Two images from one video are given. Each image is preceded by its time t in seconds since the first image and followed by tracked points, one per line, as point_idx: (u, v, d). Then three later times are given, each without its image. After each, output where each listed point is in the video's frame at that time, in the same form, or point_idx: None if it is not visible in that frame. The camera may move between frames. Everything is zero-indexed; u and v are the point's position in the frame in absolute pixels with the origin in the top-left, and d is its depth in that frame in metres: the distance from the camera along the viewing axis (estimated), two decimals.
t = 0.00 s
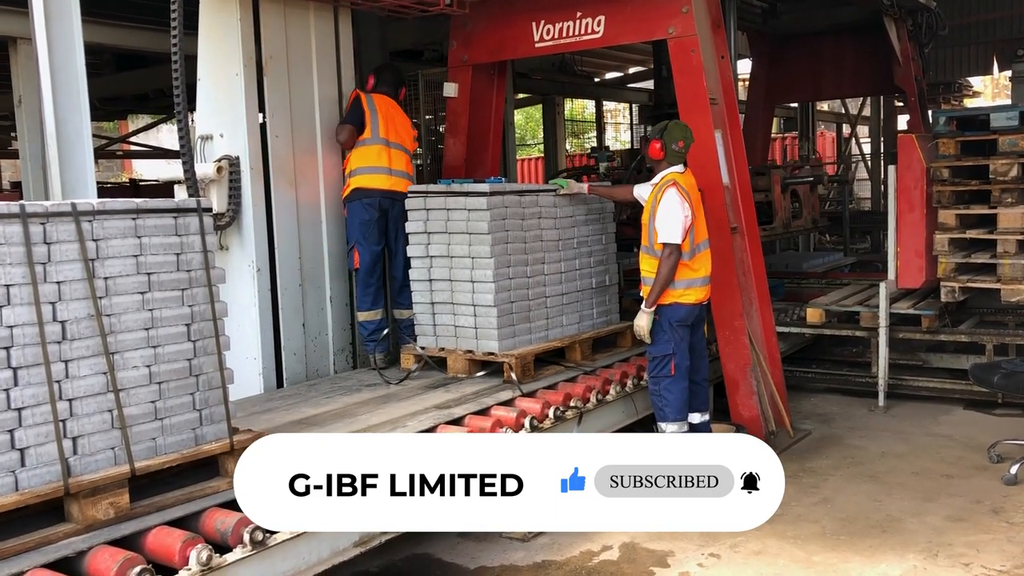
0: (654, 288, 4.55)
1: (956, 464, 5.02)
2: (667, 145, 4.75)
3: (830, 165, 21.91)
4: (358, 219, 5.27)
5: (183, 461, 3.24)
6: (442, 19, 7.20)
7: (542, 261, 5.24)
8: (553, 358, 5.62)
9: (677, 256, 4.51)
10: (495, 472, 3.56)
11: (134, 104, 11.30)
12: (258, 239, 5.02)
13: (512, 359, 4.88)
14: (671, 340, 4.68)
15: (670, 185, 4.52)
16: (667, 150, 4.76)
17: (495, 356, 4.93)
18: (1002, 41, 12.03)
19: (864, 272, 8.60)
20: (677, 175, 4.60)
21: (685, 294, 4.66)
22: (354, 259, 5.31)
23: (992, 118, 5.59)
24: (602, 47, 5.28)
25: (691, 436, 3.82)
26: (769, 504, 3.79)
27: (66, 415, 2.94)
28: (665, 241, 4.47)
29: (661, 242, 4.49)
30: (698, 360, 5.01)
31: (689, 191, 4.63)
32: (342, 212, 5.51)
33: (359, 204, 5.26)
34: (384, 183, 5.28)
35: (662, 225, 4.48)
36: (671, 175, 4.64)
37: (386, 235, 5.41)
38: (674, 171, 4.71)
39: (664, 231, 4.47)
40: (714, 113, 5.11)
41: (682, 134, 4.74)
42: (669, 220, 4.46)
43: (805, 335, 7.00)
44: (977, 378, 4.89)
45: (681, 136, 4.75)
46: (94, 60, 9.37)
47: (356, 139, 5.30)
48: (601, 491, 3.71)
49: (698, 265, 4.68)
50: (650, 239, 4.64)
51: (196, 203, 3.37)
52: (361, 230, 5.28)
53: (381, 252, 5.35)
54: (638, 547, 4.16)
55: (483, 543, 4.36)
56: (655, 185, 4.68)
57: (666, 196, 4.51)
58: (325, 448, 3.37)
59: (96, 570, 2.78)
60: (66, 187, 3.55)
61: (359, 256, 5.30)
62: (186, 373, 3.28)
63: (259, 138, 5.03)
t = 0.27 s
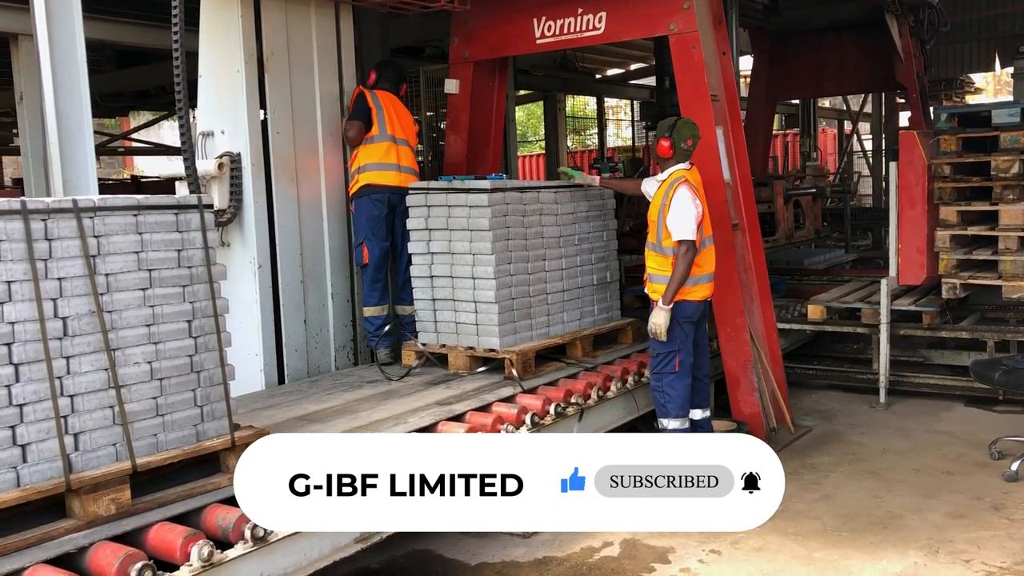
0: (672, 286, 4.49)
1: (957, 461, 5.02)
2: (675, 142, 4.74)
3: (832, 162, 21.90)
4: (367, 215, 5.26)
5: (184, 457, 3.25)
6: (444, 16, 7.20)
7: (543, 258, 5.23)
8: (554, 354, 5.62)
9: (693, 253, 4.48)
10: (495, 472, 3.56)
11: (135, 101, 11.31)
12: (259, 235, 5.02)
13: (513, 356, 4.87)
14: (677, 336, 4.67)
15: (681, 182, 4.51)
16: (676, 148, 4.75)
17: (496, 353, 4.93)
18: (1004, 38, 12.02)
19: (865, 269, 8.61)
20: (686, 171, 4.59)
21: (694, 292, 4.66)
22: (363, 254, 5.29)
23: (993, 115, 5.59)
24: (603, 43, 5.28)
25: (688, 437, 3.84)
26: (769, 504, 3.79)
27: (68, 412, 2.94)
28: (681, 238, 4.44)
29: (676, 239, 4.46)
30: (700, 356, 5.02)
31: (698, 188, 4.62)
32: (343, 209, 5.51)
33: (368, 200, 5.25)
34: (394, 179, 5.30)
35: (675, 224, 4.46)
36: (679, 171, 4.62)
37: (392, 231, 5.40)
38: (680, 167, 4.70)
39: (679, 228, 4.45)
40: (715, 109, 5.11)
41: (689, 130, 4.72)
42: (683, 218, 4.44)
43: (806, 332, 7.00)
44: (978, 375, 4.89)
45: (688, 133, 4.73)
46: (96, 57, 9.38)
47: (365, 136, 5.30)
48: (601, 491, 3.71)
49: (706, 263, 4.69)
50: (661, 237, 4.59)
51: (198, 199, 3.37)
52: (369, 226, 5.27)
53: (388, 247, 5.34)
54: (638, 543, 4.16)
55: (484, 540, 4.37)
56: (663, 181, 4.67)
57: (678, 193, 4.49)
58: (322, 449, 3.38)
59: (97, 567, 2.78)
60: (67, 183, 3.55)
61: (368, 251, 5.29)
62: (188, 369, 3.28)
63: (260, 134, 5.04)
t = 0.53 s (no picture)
0: (690, 281, 4.47)
1: (958, 458, 5.02)
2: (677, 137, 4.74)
3: (833, 159, 21.88)
4: (371, 212, 5.27)
5: (185, 454, 3.25)
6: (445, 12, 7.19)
7: (544, 255, 5.23)
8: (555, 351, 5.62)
9: (706, 244, 4.48)
10: (495, 472, 3.56)
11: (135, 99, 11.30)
12: (260, 232, 5.03)
13: (515, 353, 4.87)
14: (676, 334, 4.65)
15: (685, 177, 4.52)
16: (679, 144, 4.74)
17: (497, 350, 4.93)
18: (1006, 35, 11.99)
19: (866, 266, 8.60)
20: (687, 166, 4.62)
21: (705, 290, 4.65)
22: (366, 250, 5.29)
23: (995, 112, 5.58)
24: (604, 40, 5.27)
25: (690, 436, 3.79)
26: (769, 505, 3.77)
27: (68, 409, 2.94)
28: (692, 231, 4.44)
29: (686, 232, 4.45)
30: (701, 353, 5.01)
31: (701, 182, 4.64)
32: (345, 207, 5.52)
33: (372, 197, 5.26)
34: (397, 177, 5.30)
35: (683, 219, 4.46)
36: (683, 167, 4.62)
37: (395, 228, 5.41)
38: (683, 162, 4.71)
39: (688, 221, 4.45)
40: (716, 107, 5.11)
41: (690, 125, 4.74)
42: (691, 211, 4.44)
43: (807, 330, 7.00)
44: (979, 372, 4.89)
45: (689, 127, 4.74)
46: (96, 54, 9.37)
47: (368, 134, 5.30)
48: (601, 491, 3.71)
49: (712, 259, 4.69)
50: (668, 231, 4.58)
51: (198, 196, 3.37)
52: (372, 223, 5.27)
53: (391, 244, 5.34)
54: (639, 541, 4.17)
55: (484, 536, 4.37)
56: (666, 178, 4.67)
57: (682, 188, 4.49)
58: (322, 448, 3.35)
59: (98, 564, 2.79)
60: (68, 179, 3.55)
61: (371, 248, 5.28)
62: (189, 366, 3.28)
63: (261, 132, 5.03)
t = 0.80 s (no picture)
0: (682, 281, 4.47)
1: (958, 458, 5.02)
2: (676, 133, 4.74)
3: (834, 158, 21.87)
4: (371, 212, 5.27)
5: (185, 454, 3.25)
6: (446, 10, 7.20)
7: (544, 254, 5.23)
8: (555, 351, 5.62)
9: (702, 245, 4.46)
10: (495, 472, 3.56)
11: (135, 98, 11.30)
12: (260, 232, 5.02)
13: (515, 353, 4.87)
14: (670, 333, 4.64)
15: (687, 176, 4.51)
16: (679, 141, 4.73)
17: (497, 350, 4.93)
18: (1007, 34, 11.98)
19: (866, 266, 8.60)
20: (692, 166, 4.61)
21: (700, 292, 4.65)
22: (367, 250, 5.29)
23: (995, 111, 5.59)
24: (604, 40, 5.27)
25: (690, 436, 3.83)
26: (769, 505, 3.75)
27: (68, 408, 2.94)
28: (688, 230, 4.43)
29: (684, 231, 4.45)
30: (698, 352, 5.01)
31: (704, 183, 4.63)
32: (345, 207, 5.52)
33: (372, 197, 5.26)
34: (398, 176, 5.30)
35: (682, 216, 4.44)
36: (685, 166, 4.62)
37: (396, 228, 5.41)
38: (692, 162, 4.71)
39: (685, 220, 4.44)
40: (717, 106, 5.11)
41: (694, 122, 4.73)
42: (689, 210, 4.43)
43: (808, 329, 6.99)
44: (979, 372, 4.89)
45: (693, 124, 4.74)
46: (97, 53, 9.37)
47: (369, 134, 5.30)
48: (601, 491, 3.71)
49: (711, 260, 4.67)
50: (667, 229, 4.57)
51: (199, 196, 3.37)
52: (373, 223, 5.27)
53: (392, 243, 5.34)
54: (639, 540, 4.17)
55: (485, 536, 4.37)
56: (669, 177, 4.67)
57: (683, 186, 4.49)
58: (323, 447, 3.37)
59: (98, 563, 2.79)
60: (68, 178, 3.55)
61: (372, 248, 5.29)
62: (189, 366, 3.28)
63: (261, 131, 5.03)
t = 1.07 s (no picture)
0: (664, 278, 4.50)
1: (957, 459, 5.01)
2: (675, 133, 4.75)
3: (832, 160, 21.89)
4: (369, 213, 5.26)
5: (184, 456, 3.24)
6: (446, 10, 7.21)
7: (542, 255, 5.23)
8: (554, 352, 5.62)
9: (692, 245, 4.45)
10: (495, 472, 3.55)
11: (133, 100, 11.29)
12: (258, 233, 5.02)
13: (514, 354, 4.86)
14: (668, 335, 4.67)
15: (683, 176, 4.51)
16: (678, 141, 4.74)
17: (496, 351, 4.93)
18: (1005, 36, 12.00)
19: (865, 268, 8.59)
20: (690, 168, 4.60)
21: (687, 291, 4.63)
22: (365, 251, 5.28)
23: (993, 113, 5.60)
24: (603, 41, 5.27)
25: (686, 438, 3.78)
26: (769, 505, 3.74)
27: (67, 410, 2.93)
28: (679, 230, 4.43)
29: (675, 231, 4.44)
30: (696, 353, 5.00)
31: (702, 185, 4.60)
32: (343, 208, 5.51)
33: (370, 199, 5.25)
34: (395, 178, 5.30)
35: (675, 215, 4.44)
36: (684, 167, 4.62)
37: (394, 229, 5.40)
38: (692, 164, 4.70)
39: (678, 220, 4.43)
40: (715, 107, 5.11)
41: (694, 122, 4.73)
42: (683, 210, 4.42)
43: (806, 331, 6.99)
44: (978, 373, 4.89)
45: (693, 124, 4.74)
46: (95, 54, 9.37)
47: (367, 135, 5.30)
48: (601, 491, 3.71)
49: (706, 262, 4.65)
50: (662, 228, 4.59)
51: (197, 197, 3.37)
52: (370, 224, 5.26)
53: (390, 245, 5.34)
54: (639, 542, 4.16)
55: (484, 538, 4.37)
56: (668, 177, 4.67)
57: (678, 186, 4.48)
58: (323, 447, 3.33)
59: (97, 565, 2.78)
60: (66, 179, 3.54)
61: (370, 249, 5.28)
62: (187, 367, 3.28)
63: (260, 132, 5.03)
